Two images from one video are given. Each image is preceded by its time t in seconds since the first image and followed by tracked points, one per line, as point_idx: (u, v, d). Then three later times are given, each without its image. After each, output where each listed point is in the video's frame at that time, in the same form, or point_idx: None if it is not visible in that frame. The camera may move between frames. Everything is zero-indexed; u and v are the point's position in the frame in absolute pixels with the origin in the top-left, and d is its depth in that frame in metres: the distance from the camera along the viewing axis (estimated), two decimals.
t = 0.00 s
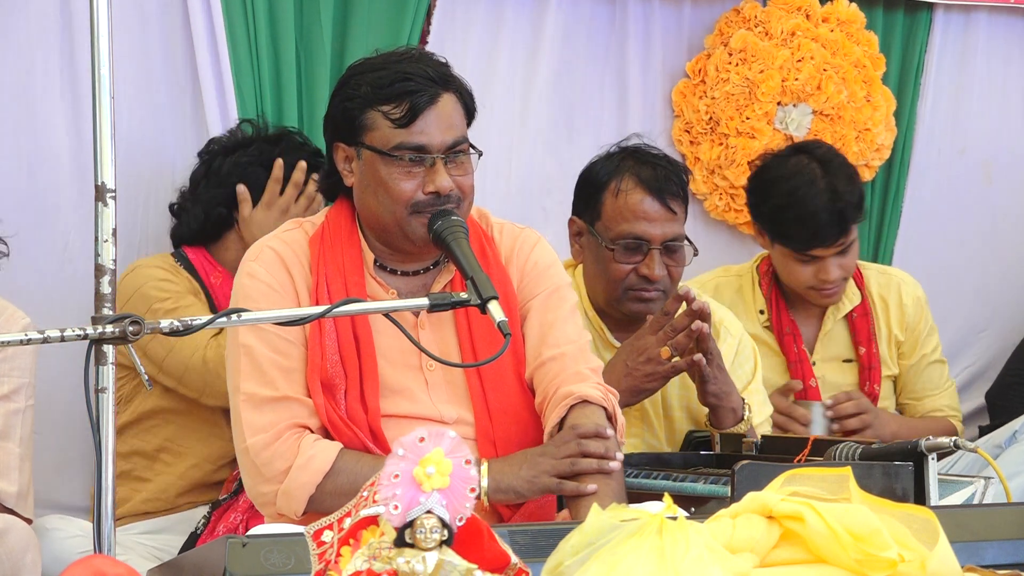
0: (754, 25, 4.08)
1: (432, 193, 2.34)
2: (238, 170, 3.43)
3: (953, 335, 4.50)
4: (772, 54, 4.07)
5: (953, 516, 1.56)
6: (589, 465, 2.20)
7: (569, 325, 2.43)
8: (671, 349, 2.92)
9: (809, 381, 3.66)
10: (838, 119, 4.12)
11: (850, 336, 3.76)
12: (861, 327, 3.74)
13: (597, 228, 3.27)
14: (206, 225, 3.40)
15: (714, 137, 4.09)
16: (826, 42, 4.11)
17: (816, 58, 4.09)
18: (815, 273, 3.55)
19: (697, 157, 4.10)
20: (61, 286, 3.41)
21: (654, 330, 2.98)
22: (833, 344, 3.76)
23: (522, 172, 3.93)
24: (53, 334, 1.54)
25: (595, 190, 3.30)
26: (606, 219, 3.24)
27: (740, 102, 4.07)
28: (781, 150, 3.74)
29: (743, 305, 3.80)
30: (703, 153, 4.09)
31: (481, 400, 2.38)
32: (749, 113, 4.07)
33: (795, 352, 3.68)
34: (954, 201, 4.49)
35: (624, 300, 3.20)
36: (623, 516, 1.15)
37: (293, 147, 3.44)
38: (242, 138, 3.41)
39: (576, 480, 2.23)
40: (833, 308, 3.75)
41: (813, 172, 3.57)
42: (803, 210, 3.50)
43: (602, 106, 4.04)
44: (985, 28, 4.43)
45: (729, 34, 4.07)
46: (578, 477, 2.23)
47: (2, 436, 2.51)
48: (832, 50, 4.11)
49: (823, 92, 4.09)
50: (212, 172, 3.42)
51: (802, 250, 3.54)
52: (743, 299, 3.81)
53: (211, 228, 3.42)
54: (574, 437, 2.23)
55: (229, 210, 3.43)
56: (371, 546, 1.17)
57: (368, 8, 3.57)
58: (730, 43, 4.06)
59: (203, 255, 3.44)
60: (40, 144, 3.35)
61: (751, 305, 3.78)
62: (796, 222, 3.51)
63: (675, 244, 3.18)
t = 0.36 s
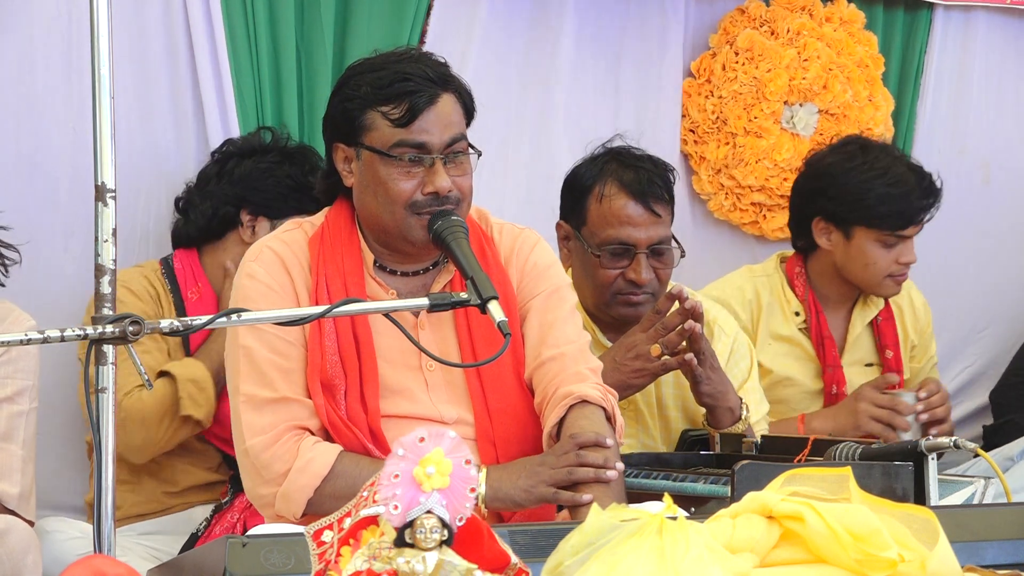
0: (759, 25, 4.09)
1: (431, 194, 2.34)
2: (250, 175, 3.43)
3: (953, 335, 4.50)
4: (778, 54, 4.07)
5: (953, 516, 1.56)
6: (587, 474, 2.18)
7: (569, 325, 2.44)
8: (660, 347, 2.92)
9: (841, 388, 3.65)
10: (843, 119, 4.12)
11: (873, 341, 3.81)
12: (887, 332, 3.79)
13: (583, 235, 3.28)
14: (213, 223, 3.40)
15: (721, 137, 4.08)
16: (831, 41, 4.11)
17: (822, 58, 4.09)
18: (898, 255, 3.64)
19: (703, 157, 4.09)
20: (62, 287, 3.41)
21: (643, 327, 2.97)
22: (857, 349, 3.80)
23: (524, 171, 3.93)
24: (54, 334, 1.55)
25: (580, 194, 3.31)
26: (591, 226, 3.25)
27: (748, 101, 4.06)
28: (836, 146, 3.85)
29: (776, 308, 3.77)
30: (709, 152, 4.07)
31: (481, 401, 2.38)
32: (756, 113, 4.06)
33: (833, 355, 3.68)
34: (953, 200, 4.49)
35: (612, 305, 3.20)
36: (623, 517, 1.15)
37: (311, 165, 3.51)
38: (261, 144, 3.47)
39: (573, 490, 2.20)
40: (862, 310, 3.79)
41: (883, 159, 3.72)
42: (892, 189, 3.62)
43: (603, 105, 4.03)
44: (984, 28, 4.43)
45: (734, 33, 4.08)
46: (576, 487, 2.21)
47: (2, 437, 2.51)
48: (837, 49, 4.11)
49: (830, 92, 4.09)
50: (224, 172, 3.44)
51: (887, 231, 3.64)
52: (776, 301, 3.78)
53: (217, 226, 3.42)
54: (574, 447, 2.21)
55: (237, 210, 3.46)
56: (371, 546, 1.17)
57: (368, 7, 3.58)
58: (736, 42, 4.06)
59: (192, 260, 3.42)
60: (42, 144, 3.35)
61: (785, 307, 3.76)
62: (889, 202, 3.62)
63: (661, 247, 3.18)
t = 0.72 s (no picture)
0: (758, 25, 4.08)
1: (439, 180, 2.35)
2: (230, 172, 3.40)
3: (953, 335, 4.49)
4: (776, 54, 4.06)
5: (953, 516, 1.56)
6: (590, 472, 2.17)
7: (569, 325, 2.44)
8: (671, 365, 2.92)
9: (859, 390, 3.68)
10: (842, 119, 4.13)
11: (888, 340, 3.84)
12: (900, 330, 3.81)
13: (600, 250, 3.22)
14: (199, 227, 3.38)
15: (718, 137, 4.07)
16: (829, 41, 4.11)
17: (820, 58, 4.09)
18: (931, 238, 3.74)
19: (701, 157, 4.08)
20: (62, 287, 3.42)
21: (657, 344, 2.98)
22: (872, 349, 3.83)
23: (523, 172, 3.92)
24: (53, 334, 1.55)
25: (601, 208, 3.24)
26: (607, 242, 3.19)
27: (745, 101, 4.05)
28: (852, 139, 3.89)
29: (799, 309, 3.73)
30: (707, 152, 4.07)
31: (479, 399, 2.39)
32: (754, 113, 4.06)
33: (855, 358, 3.69)
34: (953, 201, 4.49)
35: (619, 320, 3.20)
36: (623, 517, 1.15)
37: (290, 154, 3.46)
38: (238, 142, 3.43)
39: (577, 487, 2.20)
40: (878, 309, 3.82)
41: (903, 144, 3.78)
42: (921, 170, 3.71)
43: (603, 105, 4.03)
44: (984, 29, 4.43)
45: (732, 33, 4.07)
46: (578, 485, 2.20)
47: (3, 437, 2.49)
48: (835, 49, 4.11)
49: (828, 92, 4.08)
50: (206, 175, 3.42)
51: (920, 212, 3.74)
52: (800, 305, 3.73)
53: (206, 229, 3.39)
54: (576, 444, 2.21)
55: (223, 209, 3.42)
56: (371, 547, 1.17)
57: (368, 9, 3.58)
58: (734, 42, 4.05)
59: (185, 265, 3.38)
60: (41, 146, 3.35)
61: (808, 310, 3.73)
62: (921, 183, 3.71)
63: (674, 273, 3.14)
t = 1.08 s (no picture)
0: (753, 25, 4.08)
1: (440, 194, 2.35)
2: (203, 172, 3.41)
3: (953, 334, 4.49)
4: (770, 55, 4.06)
5: (953, 516, 1.56)
6: (586, 477, 2.17)
7: (572, 327, 2.44)
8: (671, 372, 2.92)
9: (869, 390, 3.70)
10: (837, 119, 4.12)
11: (899, 341, 3.84)
12: (910, 332, 3.81)
13: (603, 268, 3.18)
14: (180, 231, 3.38)
15: (713, 137, 4.07)
16: (824, 41, 4.11)
17: (814, 58, 4.09)
18: (942, 232, 3.74)
19: (696, 157, 4.08)
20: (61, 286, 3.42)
21: (657, 349, 2.97)
22: (881, 350, 3.83)
23: (523, 171, 3.92)
24: (53, 334, 1.55)
25: (607, 228, 3.18)
26: (609, 262, 3.16)
27: (738, 102, 4.06)
28: (855, 137, 3.89)
29: (815, 310, 3.72)
30: (702, 153, 4.07)
31: (482, 401, 2.39)
32: (747, 114, 4.05)
33: (867, 358, 3.70)
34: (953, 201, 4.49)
35: (614, 333, 3.23)
36: (623, 517, 1.15)
37: (261, 144, 3.44)
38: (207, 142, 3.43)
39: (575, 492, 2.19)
40: (889, 311, 3.81)
41: (906, 139, 3.78)
42: (926, 162, 3.72)
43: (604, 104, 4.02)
44: (984, 30, 4.44)
45: (727, 34, 4.08)
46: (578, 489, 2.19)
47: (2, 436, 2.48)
48: (830, 49, 4.11)
49: (822, 93, 4.08)
50: (179, 180, 3.43)
51: (927, 205, 3.74)
52: (816, 304, 3.73)
53: (187, 233, 3.39)
54: (570, 455, 2.21)
55: (201, 210, 3.42)
56: (371, 547, 1.17)
57: (367, 10, 3.58)
58: (729, 43, 4.05)
59: (175, 267, 3.39)
60: (40, 144, 3.35)
61: (823, 310, 3.72)
62: (925, 176, 3.71)
63: (674, 296, 3.12)
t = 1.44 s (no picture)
0: (760, 25, 4.07)
1: (436, 194, 2.35)
2: (185, 180, 3.42)
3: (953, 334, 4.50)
4: (780, 54, 4.04)
5: (953, 516, 1.56)
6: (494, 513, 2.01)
7: (574, 328, 2.44)
8: (670, 365, 2.92)
9: (873, 395, 3.69)
10: (845, 118, 4.13)
11: (907, 346, 3.83)
12: (919, 336, 3.81)
13: (603, 272, 3.19)
14: (167, 239, 3.40)
15: (722, 137, 4.05)
16: (831, 41, 4.10)
17: (823, 57, 4.08)
18: (954, 234, 3.75)
19: (704, 156, 4.07)
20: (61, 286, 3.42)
21: (654, 343, 2.99)
22: (888, 355, 3.82)
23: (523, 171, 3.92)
24: (53, 334, 1.55)
25: (606, 233, 3.17)
26: (610, 265, 3.16)
27: (749, 101, 4.04)
28: (866, 139, 3.89)
29: (821, 310, 3.73)
30: (710, 152, 4.05)
31: (483, 403, 2.39)
32: (757, 113, 4.04)
33: (872, 362, 3.69)
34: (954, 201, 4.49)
35: (615, 337, 3.25)
36: (623, 517, 1.15)
37: (240, 143, 3.42)
38: (179, 148, 3.41)
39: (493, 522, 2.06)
40: (898, 315, 3.82)
41: (917, 140, 3.78)
42: (937, 163, 3.72)
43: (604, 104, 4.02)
44: (984, 30, 4.44)
45: (735, 33, 4.06)
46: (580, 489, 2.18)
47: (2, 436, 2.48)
48: (837, 49, 4.11)
49: (831, 92, 4.07)
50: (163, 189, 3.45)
51: (938, 206, 3.74)
52: (822, 306, 3.74)
53: (175, 240, 3.41)
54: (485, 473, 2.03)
55: (185, 219, 3.41)
56: (371, 547, 1.17)
57: (368, 10, 3.58)
58: (738, 42, 4.04)
59: (169, 272, 3.42)
60: (41, 144, 3.35)
61: (830, 312, 3.73)
62: (937, 177, 3.72)
63: (675, 299, 3.13)
